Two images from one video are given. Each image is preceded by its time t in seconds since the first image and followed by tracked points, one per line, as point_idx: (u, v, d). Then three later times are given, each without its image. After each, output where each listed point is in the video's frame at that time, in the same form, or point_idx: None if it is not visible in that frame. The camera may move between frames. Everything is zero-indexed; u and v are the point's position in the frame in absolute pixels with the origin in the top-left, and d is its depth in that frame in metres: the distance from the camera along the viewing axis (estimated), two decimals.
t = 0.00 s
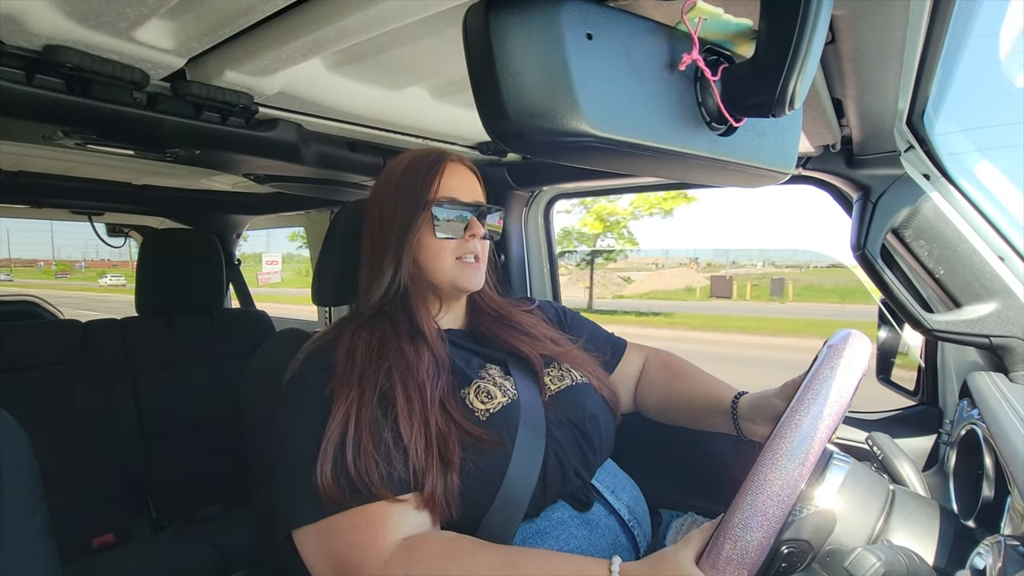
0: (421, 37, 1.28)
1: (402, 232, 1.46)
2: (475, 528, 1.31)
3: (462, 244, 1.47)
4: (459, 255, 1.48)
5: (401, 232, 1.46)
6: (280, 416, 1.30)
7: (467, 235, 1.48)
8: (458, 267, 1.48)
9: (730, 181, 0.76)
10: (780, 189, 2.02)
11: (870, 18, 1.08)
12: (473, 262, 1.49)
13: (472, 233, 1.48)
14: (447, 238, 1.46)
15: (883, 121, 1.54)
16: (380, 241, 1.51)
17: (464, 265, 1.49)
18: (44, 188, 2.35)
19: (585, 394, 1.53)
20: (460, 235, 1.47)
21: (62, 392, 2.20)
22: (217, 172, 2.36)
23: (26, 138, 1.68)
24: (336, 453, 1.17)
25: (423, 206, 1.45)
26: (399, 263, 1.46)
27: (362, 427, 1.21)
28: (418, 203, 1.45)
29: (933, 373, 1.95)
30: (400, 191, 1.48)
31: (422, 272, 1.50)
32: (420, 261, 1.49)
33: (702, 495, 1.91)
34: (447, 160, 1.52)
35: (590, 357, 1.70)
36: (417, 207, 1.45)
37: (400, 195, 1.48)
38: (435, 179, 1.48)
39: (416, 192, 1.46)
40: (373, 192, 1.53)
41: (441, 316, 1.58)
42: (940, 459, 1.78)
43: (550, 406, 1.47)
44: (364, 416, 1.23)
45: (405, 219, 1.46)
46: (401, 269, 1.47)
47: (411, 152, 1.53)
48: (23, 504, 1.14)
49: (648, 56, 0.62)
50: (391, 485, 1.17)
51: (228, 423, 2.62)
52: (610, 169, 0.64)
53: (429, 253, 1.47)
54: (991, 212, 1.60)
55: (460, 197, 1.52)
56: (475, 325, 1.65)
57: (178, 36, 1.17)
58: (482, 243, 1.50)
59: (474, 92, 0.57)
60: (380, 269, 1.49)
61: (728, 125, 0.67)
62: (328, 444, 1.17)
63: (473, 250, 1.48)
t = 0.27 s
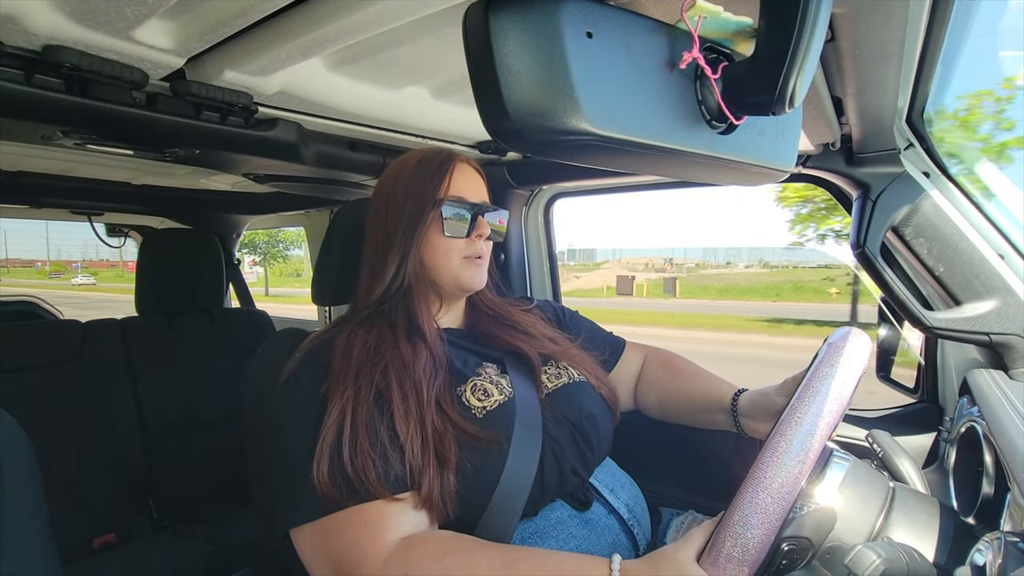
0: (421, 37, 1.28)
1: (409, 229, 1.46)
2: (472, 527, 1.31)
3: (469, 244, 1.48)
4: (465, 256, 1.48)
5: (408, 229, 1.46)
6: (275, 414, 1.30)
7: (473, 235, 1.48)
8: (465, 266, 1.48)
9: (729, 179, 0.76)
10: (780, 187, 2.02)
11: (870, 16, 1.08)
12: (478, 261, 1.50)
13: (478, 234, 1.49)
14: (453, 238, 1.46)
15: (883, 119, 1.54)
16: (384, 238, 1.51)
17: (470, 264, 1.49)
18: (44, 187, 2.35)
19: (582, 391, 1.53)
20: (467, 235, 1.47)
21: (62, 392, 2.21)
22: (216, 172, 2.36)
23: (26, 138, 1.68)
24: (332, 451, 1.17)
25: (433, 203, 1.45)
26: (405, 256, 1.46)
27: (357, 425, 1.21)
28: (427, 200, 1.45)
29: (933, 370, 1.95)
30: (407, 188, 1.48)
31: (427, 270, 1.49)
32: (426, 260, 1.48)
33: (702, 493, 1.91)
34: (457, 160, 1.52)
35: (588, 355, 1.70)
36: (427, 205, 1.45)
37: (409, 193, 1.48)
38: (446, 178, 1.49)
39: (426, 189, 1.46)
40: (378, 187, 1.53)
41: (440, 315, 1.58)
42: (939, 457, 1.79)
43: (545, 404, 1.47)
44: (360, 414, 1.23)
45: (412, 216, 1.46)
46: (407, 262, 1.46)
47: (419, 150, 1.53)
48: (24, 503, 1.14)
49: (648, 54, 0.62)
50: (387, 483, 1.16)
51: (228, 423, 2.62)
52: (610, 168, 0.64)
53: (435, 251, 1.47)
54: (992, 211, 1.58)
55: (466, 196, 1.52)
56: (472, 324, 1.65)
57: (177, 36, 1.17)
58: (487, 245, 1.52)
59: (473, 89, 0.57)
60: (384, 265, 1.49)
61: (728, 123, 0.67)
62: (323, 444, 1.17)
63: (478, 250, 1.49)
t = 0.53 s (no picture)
0: (420, 38, 1.28)
1: (405, 233, 1.46)
2: (472, 529, 1.31)
3: (466, 246, 1.47)
4: (462, 258, 1.48)
5: (404, 233, 1.46)
6: (274, 416, 1.30)
7: (471, 236, 1.48)
8: (462, 270, 1.48)
9: (728, 181, 0.76)
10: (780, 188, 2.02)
11: (869, 18, 1.08)
12: (476, 266, 1.50)
13: (476, 235, 1.49)
14: (450, 240, 1.46)
15: (882, 121, 1.54)
16: (381, 242, 1.51)
17: (467, 268, 1.49)
18: (44, 188, 2.35)
19: (582, 393, 1.53)
20: (463, 237, 1.47)
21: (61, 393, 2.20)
22: (216, 173, 2.36)
23: (25, 139, 1.68)
24: (330, 456, 1.17)
25: (428, 207, 1.45)
26: (401, 261, 1.46)
27: (356, 429, 1.21)
28: (422, 203, 1.45)
29: (932, 372, 1.95)
30: (402, 191, 1.48)
31: (425, 273, 1.49)
32: (423, 263, 1.49)
33: (701, 494, 1.91)
34: (451, 161, 1.52)
35: (588, 356, 1.70)
36: (422, 208, 1.45)
37: (404, 196, 1.48)
38: (440, 180, 1.48)
39: (421, 192, 1.46)
40: (374, 191, 1.53)
41: (439, 318, 1.58)
42: (938, 458, 1.79)
43: (546, 406, 1.47)
44: (359, 417, 1.23)
45: (408, 219, 1.46)
46: (404, 266, 1.47)
47: (413, 153, 1.53)
48: (23, 505, 1.14)
49: (647, 56, 0.62)
50: (385, 486, 1.16)
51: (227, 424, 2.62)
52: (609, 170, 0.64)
53: (432, 254, 1.47)
54: (989, 211, 1.60)
55: (462, 197, 1.52)
56: (472, 326, 1.65)
57: (177, 37, 1.17)
58: (484, 245, 1.51)
59: (472, 90, 0.56)
60: (382, 269, 1.49)
61: (728, 125, 0.67)
62: (321, 448, 1.17)
63: (476, 252, 1.49)
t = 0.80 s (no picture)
0: (419, 37, 1.28)
1: (401, 231, 1.46)
2: (471, 526, 1.30)
3: (463, 242, 1.47)
4: (459, 254, 1.47)
5: (400, 232, 1.46)
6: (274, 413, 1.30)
7: (466, 232, 1.48)
8: (459, 266, 1.48)
9: (727, 181, 0.76)
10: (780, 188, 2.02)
11: (868, 18, 1.08)
12: (473, 260, 1.49)
13: (471, 231, 1.48)
14: (446, 238, 1.46)
15: (881, 121, 1.54)
16: (378, 241, 1.51)
17: (465, 264, 1.48)
18: (42, 188, 2.35)
19: (581, 390, 1.53)
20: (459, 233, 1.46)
21: (60, 392, 2.20)
22: (214, 172, 2.36)
23: (24, 138, 1.68)
24: (330, 451, 1.16)
25: (422, 204, 1.45)
26: (398, 261, 1.47)
27: (356, 425, 1.21)
28: (417, 201, 1.45)
29: (930, 372, 1.96)
30: (399, 189, 1.48)
31: (421, 270, 1.49)
32: (420, 261, 1.49)
33: (700, 494, 1.91)
34: (445, 160, 1.52)
35: (588, 354, 1.70)
36: (416, 206, 1.45)
37: (399, 195, 1.48)
38: (434, 178, 1.48)
39: (416, 191, 1.46)
40: (371, 191, 1.54)
41: (439, 315, 1.58)
42: (937, 458, 1.79)
43: (545, 403, 1.47)
44: (359, 413, 1.23)
45: (404, 217, 1.46)
46: (400, 266, 1.47)
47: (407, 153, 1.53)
48: (21, 506, 1.14)
49: (646, 56, 0.62)
50: (385, 481, 1.16)
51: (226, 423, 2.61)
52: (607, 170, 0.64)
53: (429, 252, 1.47)
54: (989, 211, 1.62)
55: (458, 195, 1.51)
56: (472, 324, 1.65)
57: (175, 36, 1.17)
58: (481, 241, 1.50)
59: (471, 90, 0.56)
60: (379, 268, 1.49)
61: (727, 125, 0.67)
62: (322, 443, 1.17)
63: (473, 247, 1.48)
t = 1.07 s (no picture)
0: (418, 36, 1.28)
1: (406, 228, 1.46)
2: (470, 527, 1.30)
3: (466, 242, 1.47)
4: (462, 253, 1.48)
5: (405, 228, 1.46)
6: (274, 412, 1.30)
7: (472, 231, 1.48)
8: (463, 264, 1.48)
9: (727, 179, 0.76)
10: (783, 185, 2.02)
11: (867, 15, 1.08)
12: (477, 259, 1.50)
13: (476, 230, 1.49)
14: (450, 236, 1.46)
15: (881, 118, 1.54)
16: (381, 238, 1.50)
17: (468, 262, 1.49)
18: (42, 188, 2.35)
19: (583, 389, 1.53)
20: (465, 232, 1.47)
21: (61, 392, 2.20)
22: (214, 172, 2.36)
23: (23, 138, 1.68)
24: (328, 448, 1.16)
25: (428, 201, 1.46)
26: (402, 258, 1.46)
27: (355, 423, 1.21)
28: (423, 198, 1.46)
29: (931, 369, 1.96)
30: (404, 186, 1.48)
31: (425, 267, 1.49)
32: (424, 258, 1.48)
33: (701, 492, 1.91)
34: (453, 159, 1.53)
35: (590, 353, 1.70)
36: (422, 204, 1.45)
37: (404, 192, 1.48)
38: (442, 176, 1.48)
39: (423, 188, 1.46)
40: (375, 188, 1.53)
41: (440, 314, 1.58)
42: (937, 456, 1.79)
43: (545, 403, 1.47)
44: (358, 412, 1.23)
45: (409, 214, 1.46)
46: (404, 262, 1.46)
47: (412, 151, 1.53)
48: (23, 504, 1.14)
49: (645, 53, 0.62)
50: (382, 480, 1.16)
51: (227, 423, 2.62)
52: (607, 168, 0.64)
53: (433, 250, 1.47)
54: (990, 211, 1.60)
55: (463, 194, 1.52)
56: (472, 322, 1.65)
57: (173, 35, 1.17)
58: (485, 242, 1.51)
59: (472, 89, 0.56)
60: (383, 264, 1.49)
61: (727, 121, 0.67)
62: (320, 441, 1.17)
63: (476, 247, 1.49)
